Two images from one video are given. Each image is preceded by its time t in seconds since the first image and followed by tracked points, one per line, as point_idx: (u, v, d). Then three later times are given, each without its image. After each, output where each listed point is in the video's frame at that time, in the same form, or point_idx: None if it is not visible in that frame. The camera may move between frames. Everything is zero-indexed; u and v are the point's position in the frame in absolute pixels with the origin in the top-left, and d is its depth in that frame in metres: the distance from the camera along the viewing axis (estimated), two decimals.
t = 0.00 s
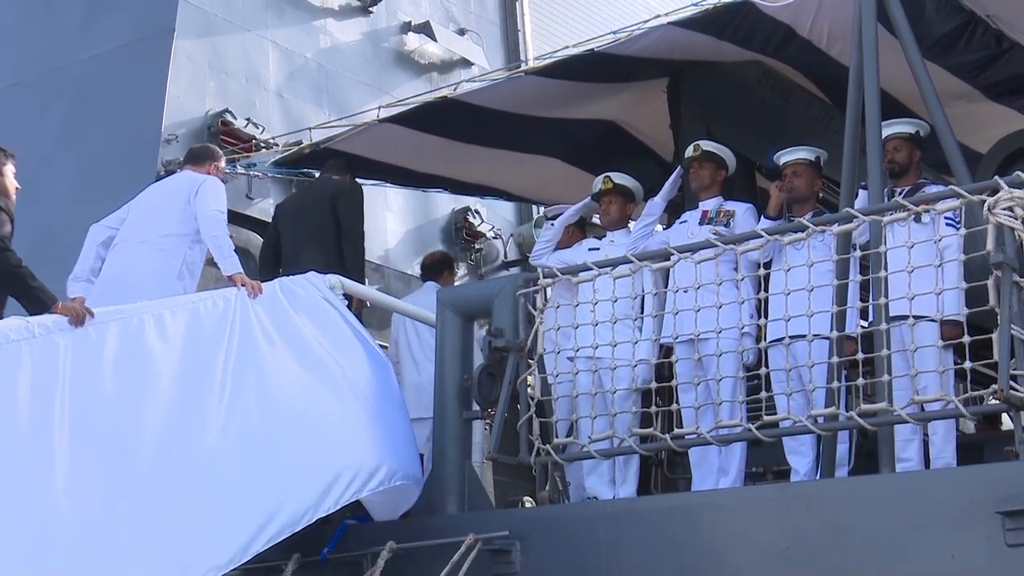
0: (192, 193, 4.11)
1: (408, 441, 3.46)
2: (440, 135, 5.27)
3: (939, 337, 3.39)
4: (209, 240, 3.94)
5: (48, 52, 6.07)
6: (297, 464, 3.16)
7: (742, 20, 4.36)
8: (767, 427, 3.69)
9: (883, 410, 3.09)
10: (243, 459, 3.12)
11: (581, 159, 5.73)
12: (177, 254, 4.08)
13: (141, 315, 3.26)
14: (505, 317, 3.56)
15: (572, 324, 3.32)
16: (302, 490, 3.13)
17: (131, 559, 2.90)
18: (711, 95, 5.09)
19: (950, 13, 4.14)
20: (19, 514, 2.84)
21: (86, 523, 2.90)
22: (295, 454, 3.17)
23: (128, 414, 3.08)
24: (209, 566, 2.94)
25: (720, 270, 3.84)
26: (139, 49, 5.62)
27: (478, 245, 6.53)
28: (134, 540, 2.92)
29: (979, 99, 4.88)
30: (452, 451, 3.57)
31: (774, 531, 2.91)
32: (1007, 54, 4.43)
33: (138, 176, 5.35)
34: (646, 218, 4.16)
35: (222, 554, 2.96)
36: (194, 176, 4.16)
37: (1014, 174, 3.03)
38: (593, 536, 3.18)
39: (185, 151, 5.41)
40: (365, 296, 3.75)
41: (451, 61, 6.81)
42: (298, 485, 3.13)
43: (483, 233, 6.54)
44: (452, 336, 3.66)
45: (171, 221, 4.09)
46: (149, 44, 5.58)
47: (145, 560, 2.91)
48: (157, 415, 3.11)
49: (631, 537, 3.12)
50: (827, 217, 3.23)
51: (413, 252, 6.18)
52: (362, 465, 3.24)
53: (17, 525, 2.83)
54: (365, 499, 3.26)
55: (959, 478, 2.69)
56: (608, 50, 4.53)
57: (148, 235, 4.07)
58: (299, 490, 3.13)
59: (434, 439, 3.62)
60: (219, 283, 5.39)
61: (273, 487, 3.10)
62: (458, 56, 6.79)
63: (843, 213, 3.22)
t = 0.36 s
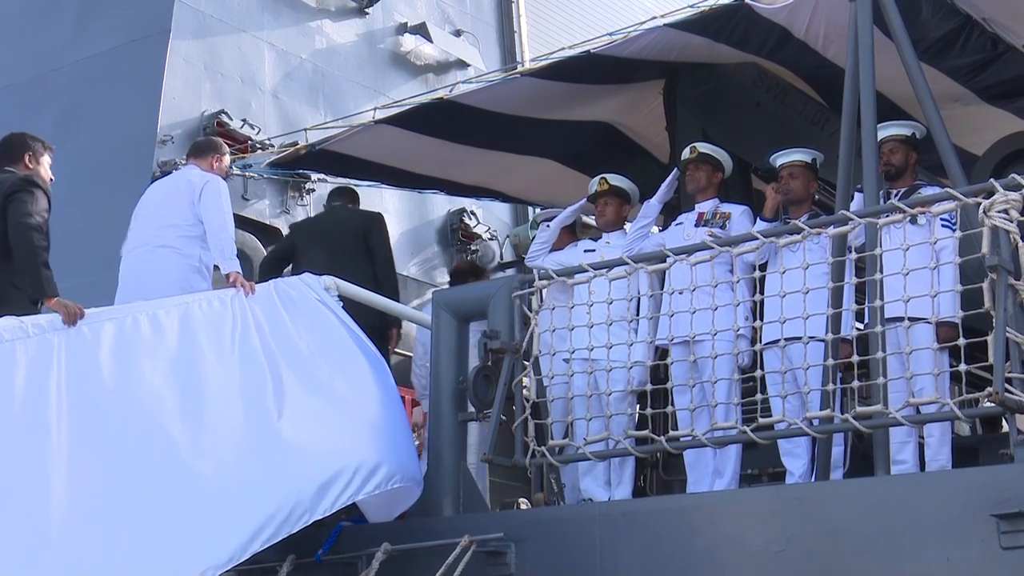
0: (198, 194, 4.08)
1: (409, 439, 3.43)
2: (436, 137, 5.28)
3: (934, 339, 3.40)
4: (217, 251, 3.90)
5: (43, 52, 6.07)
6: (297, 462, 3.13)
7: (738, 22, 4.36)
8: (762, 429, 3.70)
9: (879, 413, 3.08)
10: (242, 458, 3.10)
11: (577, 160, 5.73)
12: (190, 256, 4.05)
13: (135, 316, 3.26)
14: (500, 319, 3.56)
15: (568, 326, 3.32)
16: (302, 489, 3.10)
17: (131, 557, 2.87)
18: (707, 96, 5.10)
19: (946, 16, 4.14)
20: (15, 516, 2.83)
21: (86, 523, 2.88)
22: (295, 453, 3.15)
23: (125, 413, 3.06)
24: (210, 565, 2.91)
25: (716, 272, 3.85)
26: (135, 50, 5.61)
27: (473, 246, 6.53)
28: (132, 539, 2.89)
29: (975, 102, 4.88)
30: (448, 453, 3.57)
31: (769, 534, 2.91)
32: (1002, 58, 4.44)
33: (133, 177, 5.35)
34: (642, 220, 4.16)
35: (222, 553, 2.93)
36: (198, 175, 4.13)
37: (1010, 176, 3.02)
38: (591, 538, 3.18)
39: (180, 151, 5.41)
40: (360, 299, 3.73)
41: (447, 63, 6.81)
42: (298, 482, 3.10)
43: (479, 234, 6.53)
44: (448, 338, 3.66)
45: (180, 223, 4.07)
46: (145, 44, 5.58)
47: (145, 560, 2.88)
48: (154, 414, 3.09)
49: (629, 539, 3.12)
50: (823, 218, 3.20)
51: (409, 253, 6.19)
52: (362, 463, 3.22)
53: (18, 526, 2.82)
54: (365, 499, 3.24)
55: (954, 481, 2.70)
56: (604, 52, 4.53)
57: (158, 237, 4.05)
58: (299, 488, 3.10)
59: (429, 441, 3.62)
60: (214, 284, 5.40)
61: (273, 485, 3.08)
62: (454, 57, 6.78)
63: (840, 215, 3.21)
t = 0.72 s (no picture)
0: (216, 207, 4.40)
1: (405, 440, 3.42)
2: (430, 138, 5.27)
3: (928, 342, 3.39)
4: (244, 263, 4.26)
5: (36, 53, 6.05)
6: (293, 463, 3.10)
7: (732, 25, 4.36)
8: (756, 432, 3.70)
9: (872, 416, 3.08)
10: (239, 457, 3.07)
11: (571, 162, 5.73)
12: (206, 264, 4.35)
13: (129, 318, 3.25)
14: (494, 321, 3.56)
15: (561, 328, 3.31)
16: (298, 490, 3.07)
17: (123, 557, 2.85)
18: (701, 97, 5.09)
19: (940, 19, 4.14)
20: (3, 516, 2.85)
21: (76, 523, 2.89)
22: (291, 454, 3.13)
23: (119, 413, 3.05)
24: (204, 565, 2.87)
25: (710, 275, 3.85)
26: (128, 50, 5.60)
27: (467, 247, 6.53)
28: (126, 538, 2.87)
29: (970, 105, 4.88)
30: (441, 456, 3.56)
31: (761, 538, 2.91)
32: (995, 62, 4.46)
33: (126, 178, 5.34)
34: (636, 222, 4.15)
35: (216, 553, 2.89)
36: (217, 191, 4.45)
37: (1003, 180, 3.02)
38: (586, 541, 3.17)
39: (174, 152, 5.40)
40: (354, 300, 3.73)
41: (440, 64, 6.80)
42: (294, 483, 3.07)
43: (472, 235, 6.54)
44: (441, 341, 3.65)
45: (198, 233, 4.38)
46: (138, 45, 5.56)
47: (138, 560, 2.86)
48: (149, 414, 3.07)
49: (623, 542, 3.11)
50: (817, 222, 3.20)
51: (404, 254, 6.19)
52: (359, 465, 3.20)
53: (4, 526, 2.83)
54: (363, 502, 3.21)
55: (947, 484, 2.69)
56: (598, 54, 4.53)
57: (179, 246, 4.38)
58: (295, 489, 3.07)
59: (423, 443, 3.61)
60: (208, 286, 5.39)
61: (269, 485, 3.04)
62: (448, 59, 6.78)
63: (833, 218, 3.20)
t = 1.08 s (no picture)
0: (278, 212, 4.45)
1: (400, 443, 3.41)
2: (426, 139, 5.26)
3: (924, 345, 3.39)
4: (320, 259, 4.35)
5: (31, 53, 6.04)
6: (289, 463, 3.11)
7: (727, 26, 4.35)
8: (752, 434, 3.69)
9: (868, 419, 3.08)
10: (234, 457, 3.06)
11: (567, 163, 5.73)
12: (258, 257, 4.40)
13: (126, 319, 3.21)
14: (490, 323, 3.55)
15: (557, 330, 3.30)
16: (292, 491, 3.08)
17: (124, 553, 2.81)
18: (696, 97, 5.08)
19: (936, 21, 4.14)
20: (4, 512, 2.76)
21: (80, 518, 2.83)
22: (286, 453, 3.13)
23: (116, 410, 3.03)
24: (199, 565, 2.87)
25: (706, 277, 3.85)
26: (123, 51, 5.59)
27: (463, 248, 6.52)
28: (127, 534, 2.83)
29: (966, 106, 4.88)
30: (437, 458, 3.56)
31: (759, 541, 2.90)
32: (992, 62, 4.44)
33: (121, 178, 5.33)
34: (631, 224, 4.16)
35: (211, 552, 2.90)
36: (279, 199, 4.51)
37: (1000, 182, 3.01)
38: (583, 543, 3.16)
39: (169, 153, 5.39)
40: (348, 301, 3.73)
41: (436, 64, 6.80)
42: (289, 483, 3.08)
43: (468, 236, 6.53)
44: (437, 343, 3.65)
45: (257, 230, 4.43)
46: (133, 45, 5.55)
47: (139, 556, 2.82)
48: (146, 412, 3.06)
49: (621, 544, 3.10)
50: (813, 224, 3.19)
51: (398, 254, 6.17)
52: (352, 468, 3.21)
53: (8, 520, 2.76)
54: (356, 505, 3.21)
55: (944, 487, 2.69)
56: (594, 55, 4.52)
57: (238, 239, 4.41)
58: (289, 490, 3.07)
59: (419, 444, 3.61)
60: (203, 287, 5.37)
61: (266, 486, 3.05)
62: (444, 58, 6.78)
63: (829, 220, 3.20)
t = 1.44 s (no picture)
0: (312, 199, 4.15)
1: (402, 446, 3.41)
2: (426, 142, 5.26)
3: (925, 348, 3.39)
4: (342, 255, 4.00)
5: (30, 57, 6.05)
6: (288, 466, 3.09)
7: (727, 29, 4.35)
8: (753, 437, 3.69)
9: (869, 423, 3.07)
10: (233, 458, 3.04)
11: (567, 166, 5.72)
12: (287, 245, 4.10)
13: (128, 325, 3.21)
14: (491, 327, 3.54)
15: (557, 333, 3.30)
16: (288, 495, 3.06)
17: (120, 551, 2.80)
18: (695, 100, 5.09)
19: (935, 23, 4.14)
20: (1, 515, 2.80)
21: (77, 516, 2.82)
22: (284, 456, 3.11)
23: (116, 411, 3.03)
24: (196, 567, 2.86)
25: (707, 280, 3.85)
26: (123, 55, 5.59)
27: (463, 251, 6.52)
28: (124, 532, 2.82)
29: (966, 107, 4.88)
30: (437, 463, 3.56)
31: (760, 544, 2.90)
32: (992, 63, 4.43)
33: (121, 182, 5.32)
34: (632, 228, 4.20)
35: (207, 553, 2.88)
36: (315, 184, 4.20)
37: (1001, 185, 3.01)
38: (583, 546, 3.16)
39: (169, 157, 5.38)
40: (349, 305, 3.73)
41: (435, 67, 6.78)
42: (285, 487, 3.07)
43: (468, 239, 6.52)
44: (437, 347, 3.64)
45: (286, 214, 4.12)
46: (133, 50, 5.55)
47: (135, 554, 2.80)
48: (146, 414, 3.06)
49: (621, 548, 3.10)
50: (813, 227, 3.19)
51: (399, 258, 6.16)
52: (350, 475, 3.19)
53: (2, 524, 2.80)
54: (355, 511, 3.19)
55: (946, 491, 2.68)
56: (593, 58, 4.52)
57: (267, 226, 4.10)
58: (284, 493, 3.06)
59: (420, 448, 3.60)
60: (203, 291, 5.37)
61: (268, 488, 3.04)
62: (442, 61, 6.75)
63: (830, 223, 3.19)
